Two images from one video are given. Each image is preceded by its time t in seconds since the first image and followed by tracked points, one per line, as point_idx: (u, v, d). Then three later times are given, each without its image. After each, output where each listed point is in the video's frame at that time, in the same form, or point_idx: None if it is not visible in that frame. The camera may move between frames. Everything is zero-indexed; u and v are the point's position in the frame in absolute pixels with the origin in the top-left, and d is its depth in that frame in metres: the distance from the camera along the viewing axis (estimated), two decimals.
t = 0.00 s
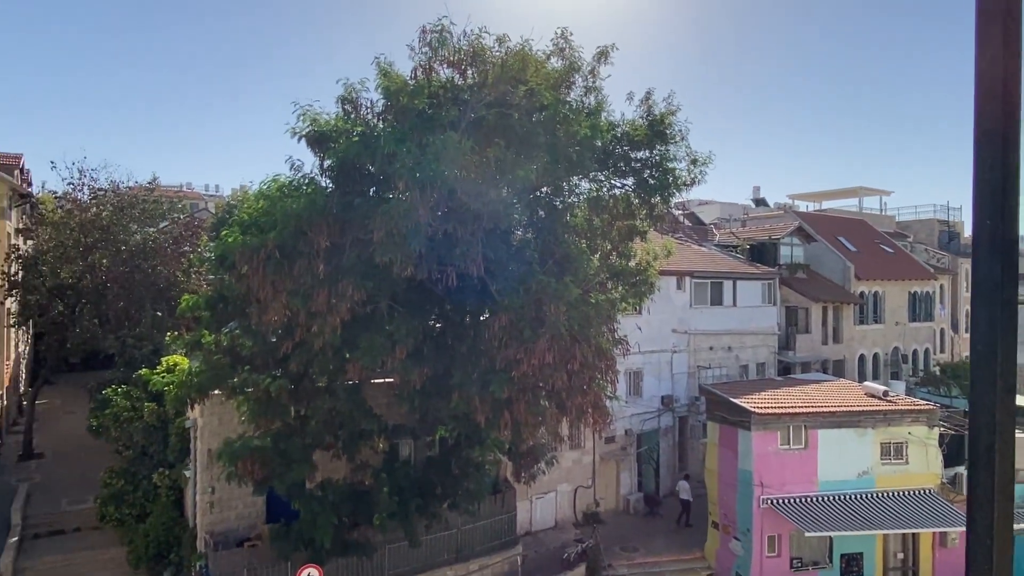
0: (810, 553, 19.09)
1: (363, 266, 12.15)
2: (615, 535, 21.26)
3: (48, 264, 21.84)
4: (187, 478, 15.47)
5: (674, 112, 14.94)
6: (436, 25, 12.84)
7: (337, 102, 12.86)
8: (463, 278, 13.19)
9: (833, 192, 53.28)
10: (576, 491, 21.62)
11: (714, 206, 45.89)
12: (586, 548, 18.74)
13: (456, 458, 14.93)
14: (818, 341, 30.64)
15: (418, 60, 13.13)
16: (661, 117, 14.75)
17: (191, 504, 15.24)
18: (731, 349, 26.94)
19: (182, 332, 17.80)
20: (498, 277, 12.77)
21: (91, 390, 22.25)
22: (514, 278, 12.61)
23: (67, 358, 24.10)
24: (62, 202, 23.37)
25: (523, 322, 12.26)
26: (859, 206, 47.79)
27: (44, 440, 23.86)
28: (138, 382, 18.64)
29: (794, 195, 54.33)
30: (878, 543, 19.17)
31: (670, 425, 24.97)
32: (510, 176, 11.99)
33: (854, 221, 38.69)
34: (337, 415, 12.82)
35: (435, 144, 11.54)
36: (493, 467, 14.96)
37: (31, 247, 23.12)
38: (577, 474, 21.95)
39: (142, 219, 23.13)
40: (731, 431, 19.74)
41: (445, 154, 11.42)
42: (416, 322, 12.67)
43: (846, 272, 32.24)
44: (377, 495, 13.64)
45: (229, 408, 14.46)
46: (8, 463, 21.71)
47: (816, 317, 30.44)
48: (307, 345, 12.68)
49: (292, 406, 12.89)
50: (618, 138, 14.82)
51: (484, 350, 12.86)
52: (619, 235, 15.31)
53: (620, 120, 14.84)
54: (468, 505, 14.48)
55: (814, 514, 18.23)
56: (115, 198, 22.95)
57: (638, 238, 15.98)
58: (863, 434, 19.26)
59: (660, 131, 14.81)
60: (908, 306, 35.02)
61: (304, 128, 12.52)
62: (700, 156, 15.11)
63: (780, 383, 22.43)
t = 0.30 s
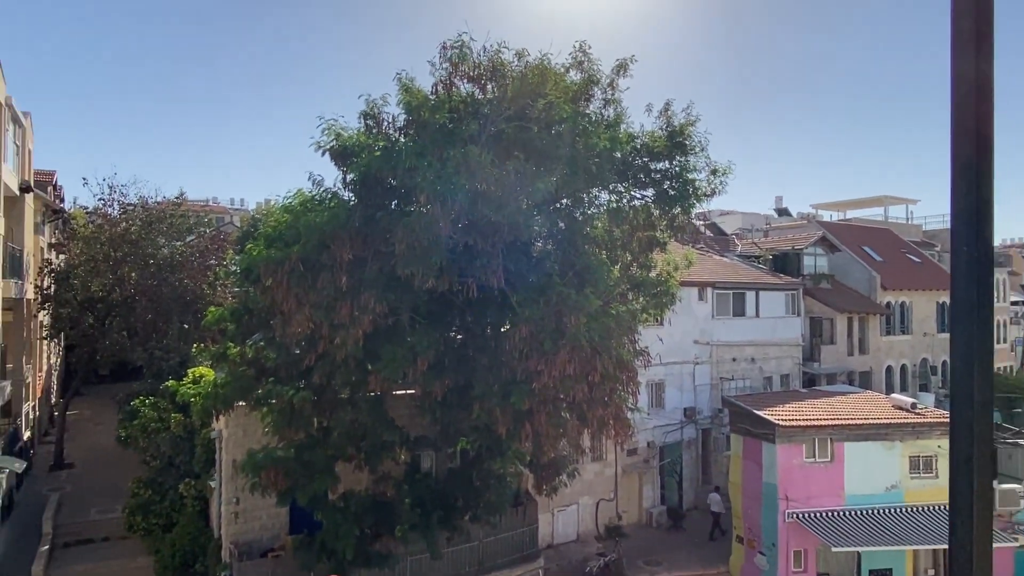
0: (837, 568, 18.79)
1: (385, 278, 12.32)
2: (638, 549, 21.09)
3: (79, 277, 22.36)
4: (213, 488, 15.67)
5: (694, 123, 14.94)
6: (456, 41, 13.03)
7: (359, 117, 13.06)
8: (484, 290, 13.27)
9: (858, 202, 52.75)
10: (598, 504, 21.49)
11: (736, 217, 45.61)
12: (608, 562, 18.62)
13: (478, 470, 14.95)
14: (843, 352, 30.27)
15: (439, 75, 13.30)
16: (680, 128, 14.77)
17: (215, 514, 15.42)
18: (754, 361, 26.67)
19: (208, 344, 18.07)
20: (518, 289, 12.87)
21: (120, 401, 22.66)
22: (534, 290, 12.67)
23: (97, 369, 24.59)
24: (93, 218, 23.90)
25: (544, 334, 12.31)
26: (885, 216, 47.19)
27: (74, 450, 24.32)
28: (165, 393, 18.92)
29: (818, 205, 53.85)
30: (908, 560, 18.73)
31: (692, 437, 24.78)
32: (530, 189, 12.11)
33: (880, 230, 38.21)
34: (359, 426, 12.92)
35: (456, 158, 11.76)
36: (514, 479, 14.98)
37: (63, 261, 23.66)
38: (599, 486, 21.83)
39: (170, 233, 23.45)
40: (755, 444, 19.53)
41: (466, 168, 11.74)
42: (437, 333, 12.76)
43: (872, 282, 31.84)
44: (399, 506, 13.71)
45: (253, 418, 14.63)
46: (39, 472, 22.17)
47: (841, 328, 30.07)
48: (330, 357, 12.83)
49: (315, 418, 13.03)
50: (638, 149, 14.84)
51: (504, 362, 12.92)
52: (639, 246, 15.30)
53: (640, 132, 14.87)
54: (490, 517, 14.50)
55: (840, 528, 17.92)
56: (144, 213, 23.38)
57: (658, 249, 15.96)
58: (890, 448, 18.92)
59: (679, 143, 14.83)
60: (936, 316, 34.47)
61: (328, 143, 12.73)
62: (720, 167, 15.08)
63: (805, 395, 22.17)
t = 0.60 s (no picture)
0: None
1: (403, 289, 12.44)
2: (658, 561, 20.90)
3: (104, 290, 22.76)
4: (234, 497, 15.80)
5: (710, 131, 14.89)
6: (472, 54, 13.14)
7: (377, 129, 13.19)
8: (501, 300, 13.29)
9: (879, 208, 52.22)
10: (617, 516, 21.35)
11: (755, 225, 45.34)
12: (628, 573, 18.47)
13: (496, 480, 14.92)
14: (866, 361, 29.90)
15: (456, 87, 13.41)
16: (697, 136, 14.72)
17: (237, 524, 15.55)
18: (775, 370, 26.43)
19: (230, 354, 18.30)
20: (535, 298, 12.92)
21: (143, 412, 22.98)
22: (551, 300, 12.70)
23: (121, 380, 24.96)
24: (118, 231, 24.32)
25: (561, 343, 12.32)
26: (907, 222, 46.67)
27: (99, 460, 24.68)
28: (188, 404, 19.14)
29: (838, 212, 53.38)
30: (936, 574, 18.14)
31: (712, 448, 24.57)
32: (547, 199, 12.19)
33: (902, 238, 37.78)
34: (378, 436, 12.98)
35: (473, 169, 11.90)
36: (532, 490, 14.96)
37: (89, 273, 24.09)
38: (618, 497, 21.66)
39: (192, 246, 23.77)
40: (776, 454, 19.35)
41: (483, 180, 11.92)
42: (454, 343, 12.81)
43: (894, 290, 31.46)
44: (417, 517, 13.74)
45: (273, 428, 14.75)
46: (65, 482, 22.52)
47: (863, 337, 29.73)
48: (349, 368, 12.93)
49: (334, 428, 13.11)
50: (654, 158, 14.81)
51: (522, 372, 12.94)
52: (656, 255, 15.26)
53: (656, 141, 14.84)
54: (508, 528, 14.46)
55: (865, 540, 17.62)
56: (166, 226, 23.75)
57: (676, 258, 15.91)
58: (915, 459, 18.56)
59: (696, 151, 14.78)
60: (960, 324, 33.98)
61: (346, 155, 12.89)
62: (737, 175, 15.02)
63: (827, 404, 21.91)
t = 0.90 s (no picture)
0: None
1: (422, 297, 12.54)
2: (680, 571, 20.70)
3: (129, 300, 23.12)
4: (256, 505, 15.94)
5: (729, 137, 14.80)
6: (490, 64, 13.21)
7: (396, 139, 13.31)
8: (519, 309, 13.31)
9: (904, 213, 51.52)
10: (638, 525, 21.18)
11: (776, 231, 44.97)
12: None
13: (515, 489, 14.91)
14: (891, 368, 29.47)
15: (473, 97, 13.50)
16: (715, 142, 14.65)
17: (259, 531, 15.67)
18: (798, 378, 26.11)
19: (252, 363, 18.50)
20: (553, 306, 12.95)
21: (167, 420, 23.27)
22: (569, 308, 12.72)
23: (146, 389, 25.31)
24: (143, 242, 24.72)
25: (580, 351, 12.32)
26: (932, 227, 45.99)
27: (125, 467, 25.03)
28: (211, 412, 19.36)
29: (861, 217, 52.77)
30: None
31: (734, 456, 24.34)
32: (564, 207, 12.25)
33: (927, 243, 37.23)
34: (398, 444, 13.04)
35: (491, 178, 12.01)
36: (552, 499, 14.92)
37: (115, 284, 24.49)
38: (639, 506, 21.49)
39: (215, 256, 24.07)
40: (800, 463, 19.13)
41: (500, 188, 11.99)
42: (473, 351, 12.85)
43: (919, 296, 30.99)
44: (437, 525, 13.76)
45: (295, 436, 14.87)
46: (91, 489, 22.85)
47: (888, 344, 29.30)
48: (368, 376, 13.01)
49: (354, 436, 13.20)
50: (672, 165, 14.76)
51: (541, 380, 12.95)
52: (676, 262, 15.19)
53: (674, 147, 14.79)
54: (528, 537, 14.43)
55: (891, 551, 17.29)
56: (190, 236, 24.10)
57: (695, 265, 15.82)
58: (943, 468, 18.20)
59: (715, 157, 14.70)
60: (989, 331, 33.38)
61: (365, 166, 13.02)
62: (757, 181, 14.92)
63: (852, 413, 21.62)
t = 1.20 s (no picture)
0: None
1: (445, 303, 12.63)
2: None
3: (160, 308, 23.56)
4: (283, 510, 16.09)
5: (754, 140, 14.67)
6: (512, 71, 13.26)
7: (419, 147, 13.41)
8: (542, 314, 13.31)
9: (936, 215, 50.54)
10: (665, 533, 20.95)
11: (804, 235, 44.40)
12: None
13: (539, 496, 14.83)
14: (924, 374, 28.88)
15: (496, 104, 13.56)
16: (740, 146, 14.53)
17: (286, 537, 15.81)
18: (827, 384, 25.71)
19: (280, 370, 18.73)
20: (577, 311, 12.94)
21: (196, 426, 23.62)
22: (593, 314, 12.70)
23: (176, 395, 25.72)
24: (173, 250, 25.18)
25: (603, 357, 12.28)
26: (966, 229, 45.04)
27: (155, 472, 25.44)
28: (239, 418, 19.61)
29: (891, 220, 51.89)
30: None
31: (762, 464, 24.02)
32: (588, 212, 12.29)
33: (960, 245, 36.48)
34: (422, 450, 13.09)
35: (513, 184, 12.04)
36: (576, 505, 14.87)
37: (146, 292, 24.96)
38: (665, 513, 21.26)
39: (242, 264, 24.43)
40: (830, 470, 18.82)
41: (523, 194, 11.99)
42: (497, 356, 12.91)
43: (952, 300, 30.36)
44: (461, 531, 13.78)
45: (321, 442, 14.99)
46: (123, 494, 23.25)
47: (921, 348, 28.74)
48: (393, 382, 13.10)
49: (379, 442, 13.29)
50: (696, 169, 14.67)
51: (565, 387, 12.93)
52: (701, 267, 15.08)
53: (698, 151, 14.70)
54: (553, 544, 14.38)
55: (925, 561, 16.92)
56: (219, 245, 24.55)
57: (721, 270, 15.68)
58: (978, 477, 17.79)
59: (740, 160, 14.58)
60: None
61: (389, 174, 13.14)
62: (783, 184, 14.76)
63: (883, 419, 21.23)
